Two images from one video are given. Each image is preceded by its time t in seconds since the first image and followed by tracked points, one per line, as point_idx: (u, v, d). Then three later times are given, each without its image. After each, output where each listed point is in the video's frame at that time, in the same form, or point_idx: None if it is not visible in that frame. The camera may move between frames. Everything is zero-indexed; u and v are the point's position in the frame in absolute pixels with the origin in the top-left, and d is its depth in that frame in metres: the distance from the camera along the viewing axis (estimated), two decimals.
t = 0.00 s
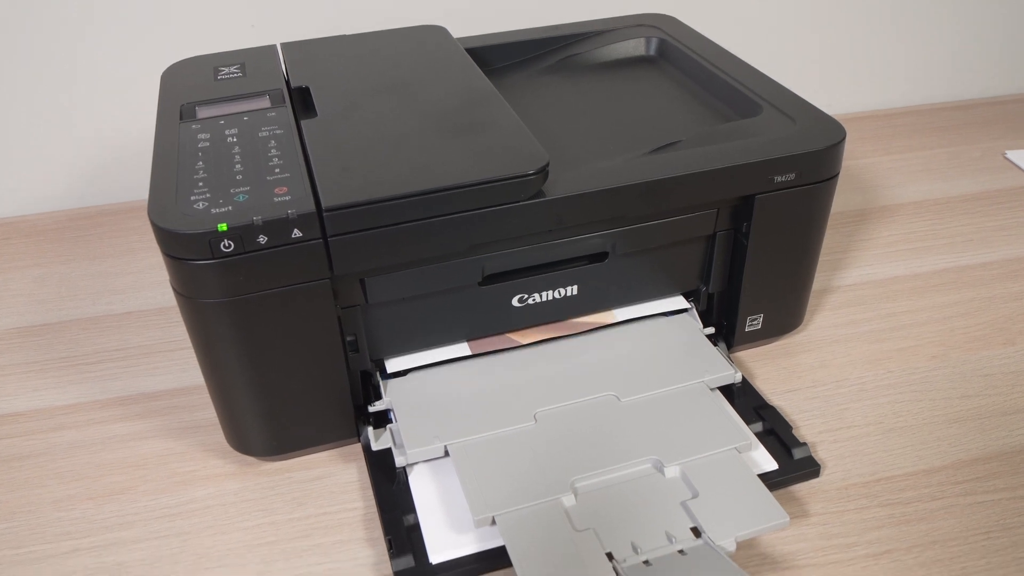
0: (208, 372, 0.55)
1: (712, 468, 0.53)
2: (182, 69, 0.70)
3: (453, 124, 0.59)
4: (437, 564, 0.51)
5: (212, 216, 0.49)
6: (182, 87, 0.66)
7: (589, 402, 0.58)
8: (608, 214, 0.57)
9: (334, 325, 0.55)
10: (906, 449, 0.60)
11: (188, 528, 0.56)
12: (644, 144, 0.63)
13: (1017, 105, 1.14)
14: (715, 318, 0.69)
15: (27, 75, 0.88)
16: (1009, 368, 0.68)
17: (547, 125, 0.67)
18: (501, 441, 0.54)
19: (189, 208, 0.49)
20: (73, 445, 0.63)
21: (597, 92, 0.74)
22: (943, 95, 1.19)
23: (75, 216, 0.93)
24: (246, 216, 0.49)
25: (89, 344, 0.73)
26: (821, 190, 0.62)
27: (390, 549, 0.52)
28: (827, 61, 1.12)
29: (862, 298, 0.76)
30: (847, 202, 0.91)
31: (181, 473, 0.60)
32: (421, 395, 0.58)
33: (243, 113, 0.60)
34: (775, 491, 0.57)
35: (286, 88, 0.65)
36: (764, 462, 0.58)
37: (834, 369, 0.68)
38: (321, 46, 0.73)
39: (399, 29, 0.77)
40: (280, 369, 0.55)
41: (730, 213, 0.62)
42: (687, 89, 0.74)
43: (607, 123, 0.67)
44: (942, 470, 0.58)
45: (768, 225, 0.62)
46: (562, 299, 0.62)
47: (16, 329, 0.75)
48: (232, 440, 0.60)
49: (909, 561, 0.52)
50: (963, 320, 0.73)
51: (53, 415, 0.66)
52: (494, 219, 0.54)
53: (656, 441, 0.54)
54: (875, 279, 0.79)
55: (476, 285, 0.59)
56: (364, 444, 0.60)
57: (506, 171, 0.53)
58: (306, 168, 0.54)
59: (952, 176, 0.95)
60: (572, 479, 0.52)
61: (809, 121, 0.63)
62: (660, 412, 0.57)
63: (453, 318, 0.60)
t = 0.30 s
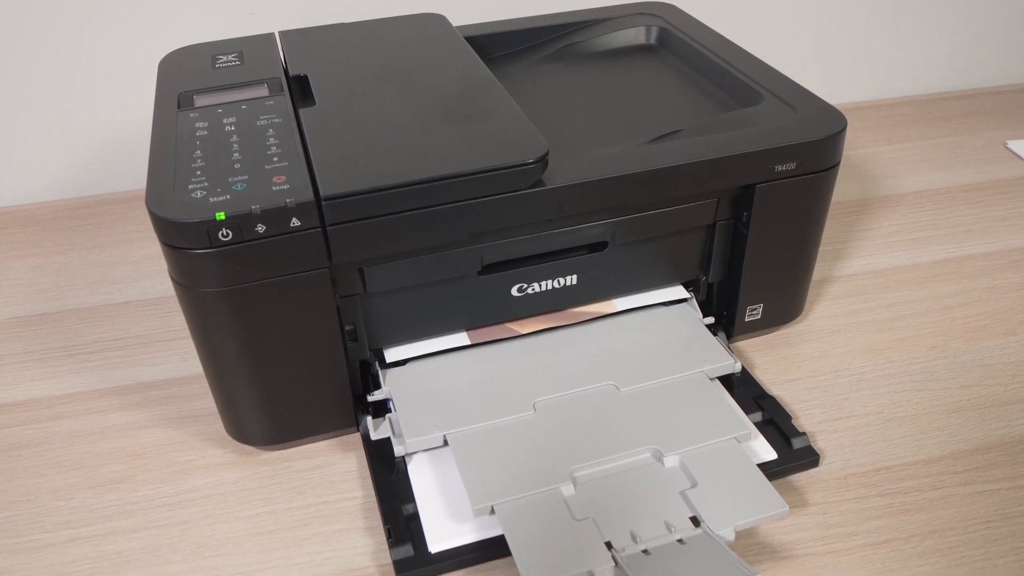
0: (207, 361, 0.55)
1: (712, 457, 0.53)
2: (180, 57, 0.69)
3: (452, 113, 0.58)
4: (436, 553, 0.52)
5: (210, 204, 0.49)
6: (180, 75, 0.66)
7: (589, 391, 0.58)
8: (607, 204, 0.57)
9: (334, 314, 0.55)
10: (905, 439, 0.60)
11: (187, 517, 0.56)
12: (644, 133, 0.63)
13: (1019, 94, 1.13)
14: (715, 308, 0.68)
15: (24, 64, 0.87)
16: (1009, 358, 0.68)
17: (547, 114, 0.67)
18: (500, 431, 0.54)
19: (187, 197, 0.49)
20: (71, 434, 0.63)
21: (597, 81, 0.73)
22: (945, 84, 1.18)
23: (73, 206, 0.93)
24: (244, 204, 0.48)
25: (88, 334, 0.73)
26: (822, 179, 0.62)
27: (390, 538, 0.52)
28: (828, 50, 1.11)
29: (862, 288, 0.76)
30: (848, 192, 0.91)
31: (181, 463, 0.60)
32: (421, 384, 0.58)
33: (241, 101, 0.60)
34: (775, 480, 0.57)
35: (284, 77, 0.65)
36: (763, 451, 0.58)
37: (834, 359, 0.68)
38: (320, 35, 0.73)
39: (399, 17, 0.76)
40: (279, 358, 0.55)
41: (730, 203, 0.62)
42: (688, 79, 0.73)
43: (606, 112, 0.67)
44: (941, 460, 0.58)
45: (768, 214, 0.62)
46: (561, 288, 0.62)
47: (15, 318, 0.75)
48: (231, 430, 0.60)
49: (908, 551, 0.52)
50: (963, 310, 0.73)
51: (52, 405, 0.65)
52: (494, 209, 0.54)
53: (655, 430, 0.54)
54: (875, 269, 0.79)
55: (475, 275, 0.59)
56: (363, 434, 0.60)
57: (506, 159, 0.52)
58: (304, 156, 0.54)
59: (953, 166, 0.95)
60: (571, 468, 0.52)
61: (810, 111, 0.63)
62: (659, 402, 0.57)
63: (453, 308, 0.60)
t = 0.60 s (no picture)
0: (206, 351, 0.55)
1: (712, 447, 0.53)
2: (178, 45, 0.69)
3: (451, 101, 0.58)
4: (436, 542, 0.52)
5: (209, 193, 0.48)
6: (178, 62, 0.65)
7: (589, 381, 0.58)
8: (608, 193, 0.56)
9: (332, 303, 0.54)
10: (905, 428, 0.60)
11: (187, 507, 0.56)
12: (644, 121, 0.62)
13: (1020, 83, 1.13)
14: (715, 297, 0.68)
15: (20, 52, 0.87)
16: (1009, 348, 0.67)
17: (547, 102, 0.66)
18: (500, 420, 0.54)
19: (185, 185, 0.49)
20: (70, 424, 0.63)
21: (597, 70, 0.73)
22: (947, 73, 1.18)
23: (72, 195, 0.92)
24: (243, 193, 0.48)
25: (87, 323, 0.73)
26: (823, 169, 0.62)
27: (390, 527, 0.52)
28: (829, 39, 1.11)
29: (863, 277, 0.76)
30: (848, 181, 0.91)
31: (180, 452, 0.60)
32: (421, 374, 0.58)
33: (239, 89, 0.60)
34: (775, 470, 0.57)
35: (283, 64, 0.64)
36: (764, 441, 0.58)
37: (834, 348, 0.68)
38: (318, 22, 0.72)
39: (397, 5, 0.76)
40: (278, 348, 0.55)
41: (731, 191, 0.61)
42: (689, 67, 0.73)
43: (607, 101, 0.66)
44: (941, 449, 0.58)
45: (768, 203, 0.61)
46: (561, 277, 0.62)
47: (14, 307, 0.75)
48: (231, 419, 0.60)
49: (908, 540, 0.52)
50: (964, 300, 0.73)
51: (51, 394, 0.65)
52: (494, 197, 0.53)
53: (656, 420, 0.54)
54: (875, 258, 0.78)
55: (474, 264, 0.58)
56: (363, 423, 0.60)
57: (506, 148, 0.52)
58: (303, 145, 0.53)
59: (954, 155, 0.95)
60: (571, 457, 0.52)
61: (811, 99, 0.62)
62: (659, 391, 0.57)
63: (453, 297, 0.60)
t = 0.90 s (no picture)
0: (206, 340, 0.55)
1: (712, 436, 0.53)
2: (177, 33, 0.69)
3: (452, 89, 0.58)
4: (436, 531, 0.52)
5: (209, 181, 0.48)
6: (178, 51, 0.65)
7: (589, 371, 0.58)
8: (609, 182, 0.56)
9: (332, 292, 0.54)
10: (905, 418, 0.60)
11: (187, 496, 0.56)
12: (645, 111, 0.62)
13: (1022, 73, 1.12)
14: (715, 287, 0.68)
15: (18, 39, 0.86)
16: (1010, 338, 0.67)
17: (547, 91, 0.66)
18: (500, 410, 0.54)
19: (185, 173, 0.49)
20: (70, 413, 0.63)
21: (598, 59, 0.72)
22: (948, 62, 1.17)
23: (70, 184, 0.92)
24: (243, 182, 0.48)
25: (86, 312, 0.73)
26: (824, 158, 0.61)
27: (390, 517, 0.52)
28: (831, 27, 1.10)
29: (863, 267, 0.76)
30: (849, 171, 0.90)
31: (181, 441, 0.60)
32: (421, 364, 0.58)
33: (239, 78, 0.59)
34: (775, 459, 0.57)
35: (282, 53, 0.64)
36: (764, 431, 0.58)
37: (834, 338, 0.68)
38: (318, 10, 0.72)
39: None
40: (278, 337, 0.55)
41: (731, 181, 0.61)
42: (690, 56, 0.72)
43: (608, 90, 0.66)
44: (941, 439, 0.58)
45: (769, 193, 0.61)
46: (562, 267, 0.62)
47: (13, 297, 0.75)
48: (231, 409, 0.60)
49: (908, 530, 0.52)
50: (964, 290, 0.73)
51: (51, 383, 0.65)
52: (495, 186, 0.53)
53: (656, 409, 0.54)
54: (876, 248, 0.78)
55: (474, 254, 0.58)
56: (363, 413, 0.60)
57: (507, 136, 0.52)
58: (303, 134, 0.53)
59: (955, 145, 0.95)
60: (571, 447, 0.52)
61: (813, 88, 0.62)
62: (660, 381, 0.57)
63: (453, 287, 0.60)
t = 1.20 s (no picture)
0: (205, 332, 0.55)
1: (712, 428, 0.53)
2: (176, 24, 0.68)
3: (451, 81, 0.57)
4: (436, 523, 0.52)
5: (208, 173, 0.48)
6: (176, 42, 0.65)
7: (589, 363, 0.58)
8: (609, 174, 0.56)
9: (332, 283, 0.54)
10: (904, 410, 0.60)
11: (187, 487, 0.56)
12: (645, 103, 0.62)
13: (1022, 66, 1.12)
14: (715, 279, 0.68)
15: (16, 29, 0.85)
16: (1009, 330, 0.67)
17: (547, 83, 0.66)
18: (500, 402, 0.54)
19: (185, 165, 0.49)
20: (70, 405, 0.63)
21: (598, 50, 0.72)
22: (949, 54, 1.17)
23: (68, 176, 0.92)
24: (242, 173, 0.48)
25: (85, 304, 0.72)
26: (824, 150, 0.61)
27: (390, 508, 0.52)
28: (832, 19, 1.10)
29: (863, 260, 0.76)
30: (849, 164, 0.90)
31: (180, 433, 0.60)
32: (420, 356, 0.58)
33: (238, 69, 0.59)
34: (774, 451, 0.57)
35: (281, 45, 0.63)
36: (763, 422, 0.58)
37: (834, 331, 0.68)
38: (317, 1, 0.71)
39: None
40: (278, 329, 0.55)
41: (731, 173, 0.61)
42: (690, 48, 0.72)
43: (608, 81, 0.66)
44: (941, 431, 0.58)
45: (769, 185, 0.61)
46: (562, 259, 0.62)
47: (12, 289, 0.75)
48: (231, 400, 0.60)
49: (907, 521, 0.52)
50: (964, 282, 0.73)
51: (50, 375, 0.65)
52: (495, 178, 0.53)
53: (656, 401, 0.54)
54: (875, 241, 0.78)
55: (474, 245, 0.58)
56: (363, 404, 0.60)
57: (507, 128, 0.52)
58: (303, 125, 0.53)
59: (955, 138, 0.94)
60: (570, 439, 0.52)
61: (813, 80, 0.62)
62: (659, 373, 0.57)
63: (453, 278, 0.60)
